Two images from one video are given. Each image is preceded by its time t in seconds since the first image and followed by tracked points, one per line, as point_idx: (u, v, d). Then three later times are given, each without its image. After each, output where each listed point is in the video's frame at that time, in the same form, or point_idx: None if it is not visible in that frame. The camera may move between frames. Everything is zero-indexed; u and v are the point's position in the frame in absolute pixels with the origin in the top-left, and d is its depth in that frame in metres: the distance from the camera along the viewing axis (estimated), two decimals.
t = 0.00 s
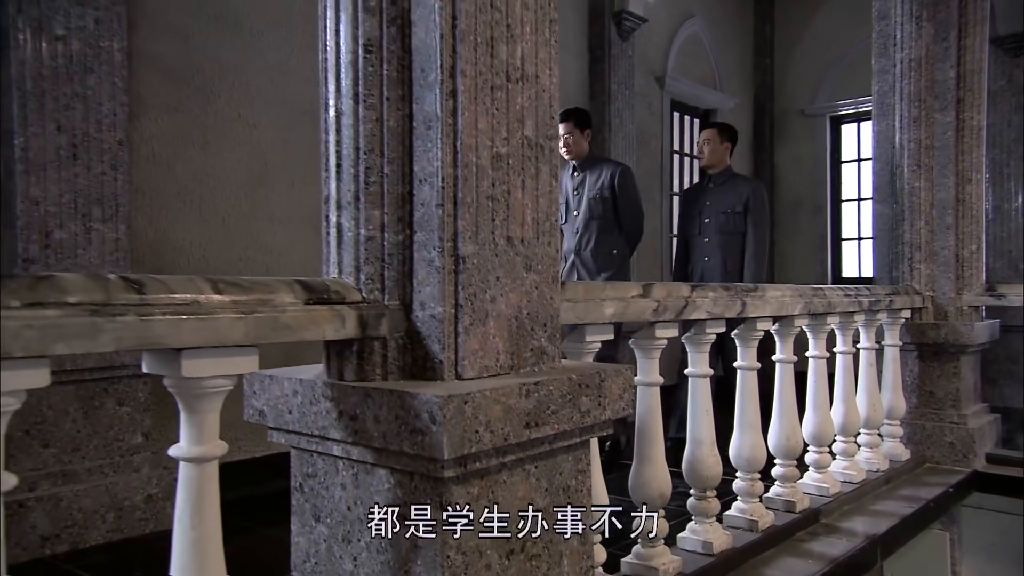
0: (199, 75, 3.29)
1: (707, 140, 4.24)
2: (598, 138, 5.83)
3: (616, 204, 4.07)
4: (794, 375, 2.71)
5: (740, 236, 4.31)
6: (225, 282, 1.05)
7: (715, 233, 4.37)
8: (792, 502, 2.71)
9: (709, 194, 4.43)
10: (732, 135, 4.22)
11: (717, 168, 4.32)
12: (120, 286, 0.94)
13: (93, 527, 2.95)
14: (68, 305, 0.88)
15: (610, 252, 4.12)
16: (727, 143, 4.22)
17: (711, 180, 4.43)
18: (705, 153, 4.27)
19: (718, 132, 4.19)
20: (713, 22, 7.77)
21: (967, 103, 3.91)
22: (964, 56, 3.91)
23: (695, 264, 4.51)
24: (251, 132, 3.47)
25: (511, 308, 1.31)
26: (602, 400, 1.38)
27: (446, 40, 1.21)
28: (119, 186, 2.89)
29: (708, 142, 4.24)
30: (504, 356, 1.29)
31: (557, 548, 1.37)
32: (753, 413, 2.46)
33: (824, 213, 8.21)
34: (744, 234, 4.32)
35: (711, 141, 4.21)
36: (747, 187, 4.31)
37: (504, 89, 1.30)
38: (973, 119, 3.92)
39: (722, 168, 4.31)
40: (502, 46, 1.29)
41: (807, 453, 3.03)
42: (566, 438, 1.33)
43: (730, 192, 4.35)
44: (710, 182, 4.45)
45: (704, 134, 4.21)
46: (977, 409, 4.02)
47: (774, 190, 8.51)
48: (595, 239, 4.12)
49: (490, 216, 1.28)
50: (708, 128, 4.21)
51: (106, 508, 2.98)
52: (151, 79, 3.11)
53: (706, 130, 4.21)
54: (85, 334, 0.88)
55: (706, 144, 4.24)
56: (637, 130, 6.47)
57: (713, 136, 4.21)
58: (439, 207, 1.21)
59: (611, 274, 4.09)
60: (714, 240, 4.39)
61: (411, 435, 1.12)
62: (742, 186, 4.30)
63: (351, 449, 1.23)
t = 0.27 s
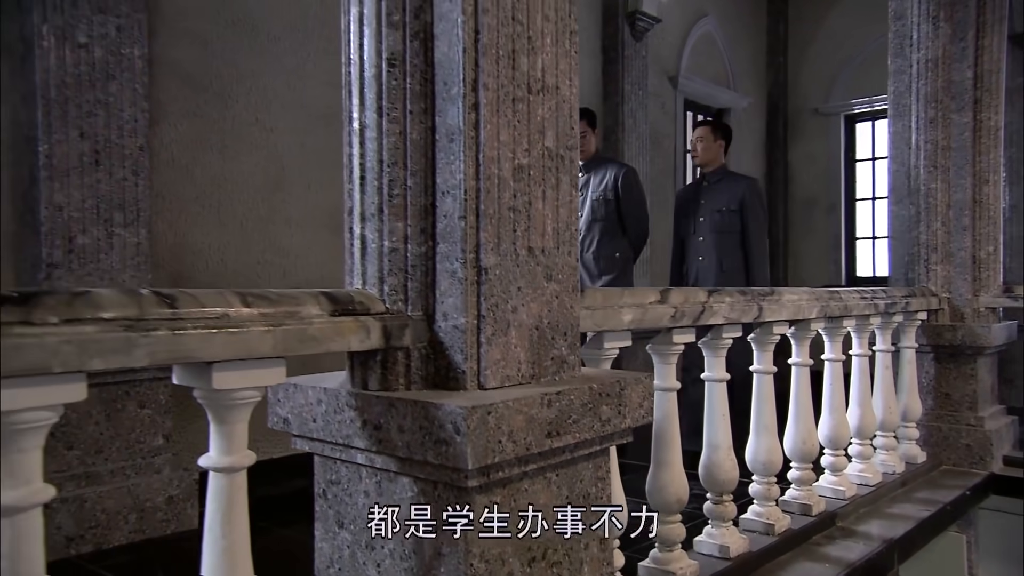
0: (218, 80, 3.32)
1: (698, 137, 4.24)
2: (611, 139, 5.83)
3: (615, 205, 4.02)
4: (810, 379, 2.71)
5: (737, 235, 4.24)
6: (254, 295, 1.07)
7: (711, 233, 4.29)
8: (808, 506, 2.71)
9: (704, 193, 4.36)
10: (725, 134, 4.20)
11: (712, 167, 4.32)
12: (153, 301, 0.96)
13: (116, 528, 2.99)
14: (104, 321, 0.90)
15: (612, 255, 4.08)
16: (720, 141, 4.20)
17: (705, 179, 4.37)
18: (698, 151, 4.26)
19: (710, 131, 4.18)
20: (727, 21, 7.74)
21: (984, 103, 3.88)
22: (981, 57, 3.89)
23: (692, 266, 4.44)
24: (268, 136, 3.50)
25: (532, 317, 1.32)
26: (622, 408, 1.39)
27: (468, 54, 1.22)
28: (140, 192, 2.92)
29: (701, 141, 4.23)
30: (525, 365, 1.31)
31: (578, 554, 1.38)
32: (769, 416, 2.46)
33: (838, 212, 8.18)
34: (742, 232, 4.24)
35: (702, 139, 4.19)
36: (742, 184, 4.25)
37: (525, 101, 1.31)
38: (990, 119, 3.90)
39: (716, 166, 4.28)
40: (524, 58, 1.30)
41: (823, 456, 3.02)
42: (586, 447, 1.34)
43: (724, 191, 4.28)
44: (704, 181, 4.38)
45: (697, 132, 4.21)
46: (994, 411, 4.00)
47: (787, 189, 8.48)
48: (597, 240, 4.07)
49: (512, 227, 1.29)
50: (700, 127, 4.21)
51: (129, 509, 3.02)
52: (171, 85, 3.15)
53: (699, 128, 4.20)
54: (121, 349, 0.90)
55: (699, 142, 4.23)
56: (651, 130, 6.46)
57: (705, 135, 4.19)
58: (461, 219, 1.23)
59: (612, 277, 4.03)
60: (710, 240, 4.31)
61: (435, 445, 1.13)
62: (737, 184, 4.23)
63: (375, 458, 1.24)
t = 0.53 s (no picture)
0: (238, 85, 3.34)
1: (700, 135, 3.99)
2: (626, 139, 5.83)
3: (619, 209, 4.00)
4: (828, 382, 2.71)
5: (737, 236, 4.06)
6: (287, 309, 1.09)
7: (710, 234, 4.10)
8: (827, 509, 2.70)
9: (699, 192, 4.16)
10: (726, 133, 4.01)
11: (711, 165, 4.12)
12: (191, 317, 0.98)
13: (141, 529, 3.03)
14: (144, 338, 0.93)
15: (612, 260, 4.07)
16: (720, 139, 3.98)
17: (703, 177, 4.16)
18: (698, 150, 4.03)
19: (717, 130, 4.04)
20: (742, 20, 7.71)
21: (1004, 103, 3.85)
22: (1001, 57, 3.85)
23: (688, 268, 4.22)
24: (288, 140, 3.53)
25: (557, 328, 1.34)
26: (646, 417, 1.40)
27: (496, 69, 1.23)
28: (164, 197, 2.94)
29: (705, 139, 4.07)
30: (551, 376, 1.32)
31: (603, 562, 1.39)
32: (787, 420, 2.47)
33: (854, 211, 8.13)
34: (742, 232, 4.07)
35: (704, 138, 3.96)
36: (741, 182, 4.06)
37: (551, 114, 1.32)
38: (1010, 120, 3.86)
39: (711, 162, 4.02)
40: (550, 72, 1.32)
41: (841, 459, 3.02)
42: (611, 456, 1.36)
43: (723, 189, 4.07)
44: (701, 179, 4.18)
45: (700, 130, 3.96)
46: (1013, 412, 3.97)
47: (802, 188, 8.44)
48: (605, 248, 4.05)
49: (538, 239, 1.31)
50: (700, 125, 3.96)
51: (154, 510, 3.07)
52: (193, 90, 3.18)
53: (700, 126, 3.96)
54: (162, 365, 0.93)
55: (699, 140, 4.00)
56: (666, 130, 6.45)
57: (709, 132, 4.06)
58: (489, 232, 1.24)
59: (613, 283, 4.02)
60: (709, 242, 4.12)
61: (464, 456, 1.15)
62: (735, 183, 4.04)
63: (403, 467, 1.26)
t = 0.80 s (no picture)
0: (257, 88, 3.37)
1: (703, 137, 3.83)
2: (641, 138, 5.83)
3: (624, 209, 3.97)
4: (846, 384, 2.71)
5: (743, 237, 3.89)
6: (321, 321, 1.11)
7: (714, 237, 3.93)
8: (845, 511, 2.70)
9: (703, 192, 3.99)
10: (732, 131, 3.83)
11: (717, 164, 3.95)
12: (230, 329, 1.00)
13: (165, 528, 3.07)
14: (185, 352, 0.94)
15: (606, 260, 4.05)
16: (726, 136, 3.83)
17: (707, 177, 4.00)
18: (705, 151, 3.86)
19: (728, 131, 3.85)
20: (756, 17, 7.68)
21: None
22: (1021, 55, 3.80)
23: (692, 271, 4.06)
24: (306, 142, 3.56)
25: (584, 337, 1.35)
26: (671, 425, 1.41)
27: (524, 81, 1.24)
28: (186, 201, 2.97)
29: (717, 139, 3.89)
30: (577, 384, 1.33)
31: (628, 568, 1.41)
32: (806, 423, 2.47)
33: (868, 209, 8.09)
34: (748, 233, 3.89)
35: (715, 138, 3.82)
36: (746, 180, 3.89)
37: (577, 125, 1.33)
38: None
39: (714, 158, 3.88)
40: (576, 82, 1.33)
41: (858, 460, 3.01)
42: (636, 464, 1.37)
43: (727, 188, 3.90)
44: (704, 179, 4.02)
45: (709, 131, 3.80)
46: None
47: (816, 185, 8.40)
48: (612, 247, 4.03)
49: (564, 249, 1.32)
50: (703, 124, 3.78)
51: (178, 509, 3.11)
52: (214, 93, 3.21)
53: (705, 124, 3.78)
54: (203, 378, 0.95)
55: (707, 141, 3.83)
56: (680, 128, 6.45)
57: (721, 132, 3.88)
58: (517, 242, 1.25)
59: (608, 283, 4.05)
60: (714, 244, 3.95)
61: (494, 465, 1.17)
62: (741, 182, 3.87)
63: (432, 475, 1.28)
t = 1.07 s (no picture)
0: (276, 90, 3.39)
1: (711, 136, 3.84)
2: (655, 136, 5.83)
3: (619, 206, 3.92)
4: (864, 385, 2.70)
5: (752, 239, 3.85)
6: (353, 328, 1.12)
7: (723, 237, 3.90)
8: (862, 511, 2.70)
9: (713, 192, 3.97)
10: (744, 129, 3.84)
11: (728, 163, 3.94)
12: (267, 338, 1.01)
13: (187, 526, 3.10)
14: (224, 361, 0.96)
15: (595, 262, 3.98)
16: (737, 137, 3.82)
17: (718, 176, 3.98)
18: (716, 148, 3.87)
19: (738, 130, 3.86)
20: (769, 13, 7.65)
21: None
22: None
23: (702, 272, 4.03)
24: (323, 143, 3.58)
25: (609, 342, 1.36)
26: (695, 430, 1.42)
27: (551, 89, 1.25)
28: (207, 202, 2.99)
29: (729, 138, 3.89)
30: (603, 389, 1.34)
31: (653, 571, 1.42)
32: (825, 424, 2.47)
33: (882, 205, 8.05)
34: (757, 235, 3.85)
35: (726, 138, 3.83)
36: (758, 180, 3.85)
37: (603, 131, 1.34)
38: None
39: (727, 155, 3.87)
40: (602, 89, 1.33)
41: (876, 460, 3.00)
42: (661, 468, 1.38)
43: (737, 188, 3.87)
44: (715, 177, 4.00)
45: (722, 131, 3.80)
46: None
47: (829, 182, 8.36)
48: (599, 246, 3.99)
49: (591, 255, 1.32)
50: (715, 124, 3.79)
51: (201, 508, 3.14)
52: (233, 94, 3.23)
53: (717, 121, 3.80)
54: (242, 387, 0.96)
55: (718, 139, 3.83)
56: (694, 126, 6.44)
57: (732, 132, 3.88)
58: (544, 249, 1.26)
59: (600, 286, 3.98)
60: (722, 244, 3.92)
61: (523, 470, 1.18)
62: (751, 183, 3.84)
63: (461, 479, 1.30)
